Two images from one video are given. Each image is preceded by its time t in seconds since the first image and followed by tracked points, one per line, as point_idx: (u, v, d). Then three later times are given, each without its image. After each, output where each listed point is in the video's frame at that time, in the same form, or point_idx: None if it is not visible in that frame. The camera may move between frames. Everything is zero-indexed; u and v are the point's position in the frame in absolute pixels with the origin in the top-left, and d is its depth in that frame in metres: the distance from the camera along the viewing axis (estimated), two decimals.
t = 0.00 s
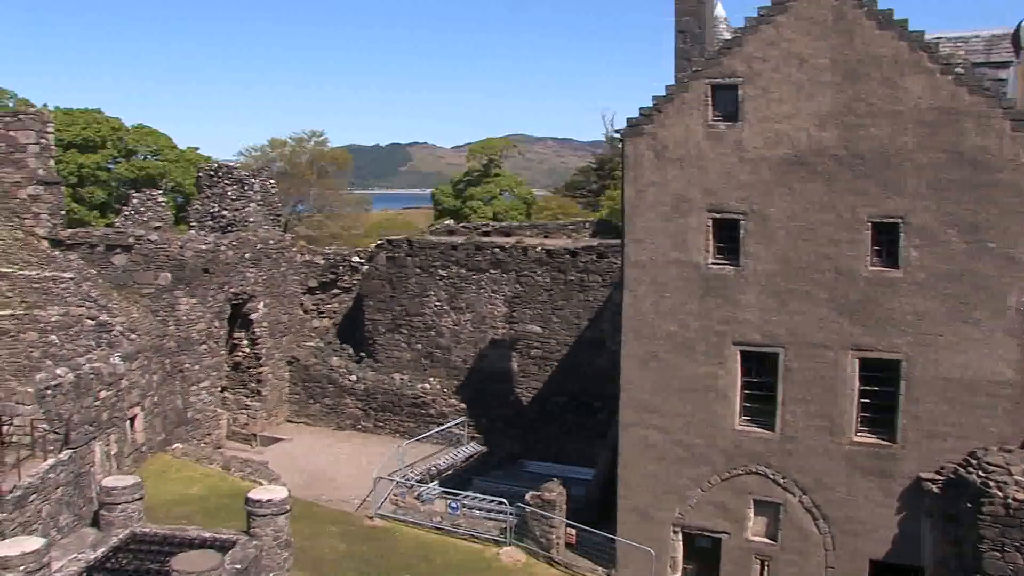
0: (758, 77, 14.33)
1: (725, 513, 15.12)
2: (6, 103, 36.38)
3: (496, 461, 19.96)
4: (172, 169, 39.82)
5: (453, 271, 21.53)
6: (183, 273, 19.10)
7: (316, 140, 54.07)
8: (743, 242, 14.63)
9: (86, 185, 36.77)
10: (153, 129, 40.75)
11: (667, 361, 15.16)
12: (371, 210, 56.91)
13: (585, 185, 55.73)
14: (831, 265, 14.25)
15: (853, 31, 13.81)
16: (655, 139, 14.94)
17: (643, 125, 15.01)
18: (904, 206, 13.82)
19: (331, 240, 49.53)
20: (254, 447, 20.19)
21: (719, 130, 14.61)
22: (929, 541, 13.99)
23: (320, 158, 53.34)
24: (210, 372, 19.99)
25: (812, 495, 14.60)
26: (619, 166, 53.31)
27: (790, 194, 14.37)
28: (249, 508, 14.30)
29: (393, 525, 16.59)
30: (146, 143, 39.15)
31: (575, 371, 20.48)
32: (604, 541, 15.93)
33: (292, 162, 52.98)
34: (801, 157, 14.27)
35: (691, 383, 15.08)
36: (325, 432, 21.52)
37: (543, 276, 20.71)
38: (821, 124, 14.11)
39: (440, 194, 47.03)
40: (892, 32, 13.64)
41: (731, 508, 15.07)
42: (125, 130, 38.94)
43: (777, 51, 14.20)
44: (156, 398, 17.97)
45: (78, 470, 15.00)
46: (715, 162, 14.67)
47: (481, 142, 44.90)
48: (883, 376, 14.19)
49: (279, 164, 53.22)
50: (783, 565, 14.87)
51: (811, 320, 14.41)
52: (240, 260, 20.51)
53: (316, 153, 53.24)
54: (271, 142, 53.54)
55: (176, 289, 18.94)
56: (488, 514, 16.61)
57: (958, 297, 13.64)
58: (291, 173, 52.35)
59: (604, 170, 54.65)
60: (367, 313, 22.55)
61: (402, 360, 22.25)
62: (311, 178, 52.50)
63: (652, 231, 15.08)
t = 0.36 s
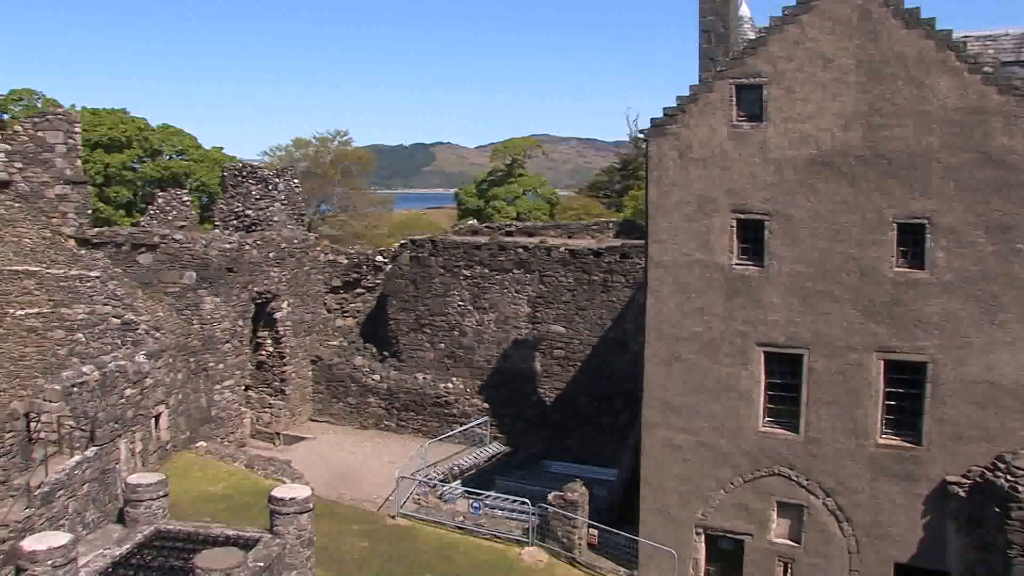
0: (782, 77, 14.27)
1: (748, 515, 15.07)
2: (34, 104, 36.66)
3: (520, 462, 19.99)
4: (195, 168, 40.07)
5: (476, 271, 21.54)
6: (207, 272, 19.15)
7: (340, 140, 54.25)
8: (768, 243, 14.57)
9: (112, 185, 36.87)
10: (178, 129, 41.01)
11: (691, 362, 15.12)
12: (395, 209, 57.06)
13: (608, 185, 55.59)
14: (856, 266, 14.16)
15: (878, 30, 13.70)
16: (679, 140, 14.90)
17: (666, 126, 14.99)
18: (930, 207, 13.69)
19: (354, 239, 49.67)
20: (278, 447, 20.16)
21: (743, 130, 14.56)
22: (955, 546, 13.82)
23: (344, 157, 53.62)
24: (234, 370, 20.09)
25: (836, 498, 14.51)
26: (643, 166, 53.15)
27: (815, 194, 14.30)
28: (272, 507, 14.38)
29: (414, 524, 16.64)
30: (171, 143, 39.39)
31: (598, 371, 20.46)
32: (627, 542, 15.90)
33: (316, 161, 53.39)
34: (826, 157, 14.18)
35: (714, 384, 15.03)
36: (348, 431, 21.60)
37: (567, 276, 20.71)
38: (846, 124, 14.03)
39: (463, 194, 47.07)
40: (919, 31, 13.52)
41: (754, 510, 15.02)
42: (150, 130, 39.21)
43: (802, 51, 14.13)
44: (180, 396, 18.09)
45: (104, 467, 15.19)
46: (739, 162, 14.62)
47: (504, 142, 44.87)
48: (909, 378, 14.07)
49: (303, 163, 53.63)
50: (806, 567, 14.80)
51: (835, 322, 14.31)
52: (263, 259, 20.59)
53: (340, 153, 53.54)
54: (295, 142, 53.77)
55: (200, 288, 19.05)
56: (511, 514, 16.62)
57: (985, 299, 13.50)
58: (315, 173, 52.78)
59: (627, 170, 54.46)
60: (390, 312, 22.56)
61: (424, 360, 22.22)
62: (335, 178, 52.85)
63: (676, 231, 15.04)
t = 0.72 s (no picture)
0: (797, 77, 14.22)
1: (762, 516, 15.03)
2: (51, 103, 36.82)
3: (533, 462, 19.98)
4: (211, 167, 40.33)
5: (491, 270, 21.56)
6: (222, 271, 19.21)
7: (355, 140, 54.36)
8: (782, 243, 14.52)
9: (128, 184, 36.87)
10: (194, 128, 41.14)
11: (705, 362, 15.09)
12: (409, 209, 57.13)
13: (623, 185, 55.52)
14: (871, 267, 14.09)
15: (895, 29, 13.63)
16: (693, 139, 14.88)
17: (681, 125, 14.96)
18: (946, 207, 13.61)
19: (369, 238, 49.68)
20: (292, 445, 20.50)
21: (758, 130, 14.51)
22: (971, 548, 13.78)
23: (360, 156, 53.63)
24: (249, 369, 20.14)
25: (850, 499, 14.45)
26: (658, 166, 53.05)
27: (830, 194, 14.23)
28: (287, 506, 14.45)
29: (428, 524, 16.67)
30: (186, 143, 39.51)
31: (613, 370, 20.41)
32: (641, 542, 15.78)
33: (332, 160, 53.57)
34: (842, 157, 14.12)
35: (728, 384, 15.00)
36: (362, 430, 21.67)
37: (582, 276, 20.67)
38: (862, 124, 13.96)
39: (478, 193, 47.08)
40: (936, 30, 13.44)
41: (768, 511, 14.97)
42: (166, 130, 39.33)
43: (817, 51, 14.08)
44: (196, 395, 18.16)
45: (120, 465, 15.31)
46: (754, 162, 14.58)
47: (520, 141, 44.87)
48: (925, 379, 13.99)
49: (319, 162, 53.72)
50: (821, 568, 14.74)
51: (850, 322, 14.25)
52: (279, 258, 20.63)
53: (355, 152, 53.50)
54: (310, 141, 53.90)
55: (215, 287, 19.09)
56: (525, 514, 16.57)
57: (1002, 300, 13.42)
58: (331, 172, 52.85)
59: (642, 170, 54.38)
60: (405, 312, 22.59)
61: (439, 360, 22.28)
62: (350, 178, 52.79)
63: (691, 231, 15.02)
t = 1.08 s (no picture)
0: (819, 77, 14.15)
1: (783, 518, 14.96)
2: (75, 105, 37.15)
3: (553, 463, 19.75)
4: (232, 168, 40.24)
5: (512, 271, 21.56)
6: (243, 271, 19.24)
7: (376, 141, 54.49)
8: (804, 244, 14.44)
9: (150, 185, 37.12)
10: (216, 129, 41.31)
11: (726, 363, 15.04)
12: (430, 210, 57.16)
13: (644, 186, 55.37)
14: (894, 268, 13.99)
15: (918, 29, 13.53)
16: (715, 140, 14.84)
17: (703, 126, 14.93)
18: (971, 208, 13.50)
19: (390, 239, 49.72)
20: (313, 444, 20.67)
21: (780, 130, 14.46)
22: (996, 553, 13.65)
23: (381, 158, 53.86)
24: (270, 369, 20.21)
25: (873, 502, 14.37)
26: (679, 166, 52.82)
27: (853, 194, 14.15)
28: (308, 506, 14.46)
29: (448, 524, 16.67)
30: (208, 144, 39.67)
31: (632, 372, 20.40)
32: (661, 543, 15.76)
33: (352, 161, 53.77)
34: (864, 157, 14.04)
35: (749, 385, 14.94)
36: (383, 430, 21.64)
37: (602, 277, 20.66)
38: (885, 124, 13.88)
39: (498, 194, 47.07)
40: (961, 29, 13.31)
41: (790, 513, 14.90)
42: (188, 130, 39.51)
43: (840, 50, 14.00)
44: (217, 394, 18.24)
45: (142, 463, 15.43)
46: (776, 163, 14.52)
47: (540, 142, 44.84)
48: (948, 381, 13.89)
49: (339, 163, 53.95)
50: (843, 571, 14.66)
51: (873, 324, 14.16)
52: (300, 258, 20.70)
53: (376, 153, 53.80)
54: (331, 142, 54.11)
55: (237, 287, 19.08)
56: (545, 514, 16.56)
57: None
58: (352, 173, 53.12)
59: (663, 171, 54.20)
60: (425, 312, 22.68)
61: (459, 360, 22.30)
62: (371, 179, 53.09)
63: (712, 232, 14.98)
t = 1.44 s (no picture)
0: (845, 77, 14.05)
1: (807, 520, 14.88)
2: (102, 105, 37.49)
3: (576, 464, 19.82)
4: (256, 167, 40.68)
5: (536, 271, 21.54)
6: (268, 270, 19.32)
7: (400, 140, 54.59)
8: (829, 244, 14.35)
9: (176, 184, 37.42)
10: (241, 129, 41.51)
11: (751, 364, 14.98)
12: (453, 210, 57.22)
13: (668, 185, 55.23)
14: (920, 269, 13.88)
15: (946, 27, 13.42)
16: (740, 140, 14.78)
17: (727, 126, 14.88)
18: (999, 208, 13.38)
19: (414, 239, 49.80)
20: (336, 443, 20.60)
21: (805, 130, 14.38)
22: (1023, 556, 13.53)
23: (405, 158, 53.87)
24: (294, 368, 20.28)
25: (898, 504, 14.26)
26: (704, 166, 52.54)
27: (878, 195, 14.05)
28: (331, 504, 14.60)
29: (471, 523, 16.71)
30: (233, 143, 39.88)
31: (656, 372, 20.32)
32: (684, 544, 15.74)
33: (376, 161, 53.70)
34: (890, 158, 13.93)
35: (773, 387, 14.87)
36: (406, 429, 21.67)
37: (626, 277, 20.60)
38: (911, 124, 13.77)
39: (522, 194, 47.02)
40: (990, 27, 13.18)
41: (814, 515, 14.81)
42: (213, 130, 39.70)
43: (866, 50, 13.89)
44: (242, 393, 18.35)
45: (166, 461, 15.59)
46: (801, 163, 14.44)
47: (565, 142, 44.77)
48: (976, 383, 13.77)
49: (363, 163, 53.87)
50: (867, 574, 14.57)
51: (898, 325, 14.05)
52: (324, 258, 20.76)
53: (400, 153, 53.80)
54: (357, 142, 54.15)
55: (262, 285, 19.19)
56: (568, 515, 16.56)
57: None
58: (376, 173, 53.23)
59: (687, 171, 54.01)
60: (449, 311, 22.74)
61: (483, 360, 22.27)
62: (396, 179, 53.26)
63: (737, 233, 14.92)
